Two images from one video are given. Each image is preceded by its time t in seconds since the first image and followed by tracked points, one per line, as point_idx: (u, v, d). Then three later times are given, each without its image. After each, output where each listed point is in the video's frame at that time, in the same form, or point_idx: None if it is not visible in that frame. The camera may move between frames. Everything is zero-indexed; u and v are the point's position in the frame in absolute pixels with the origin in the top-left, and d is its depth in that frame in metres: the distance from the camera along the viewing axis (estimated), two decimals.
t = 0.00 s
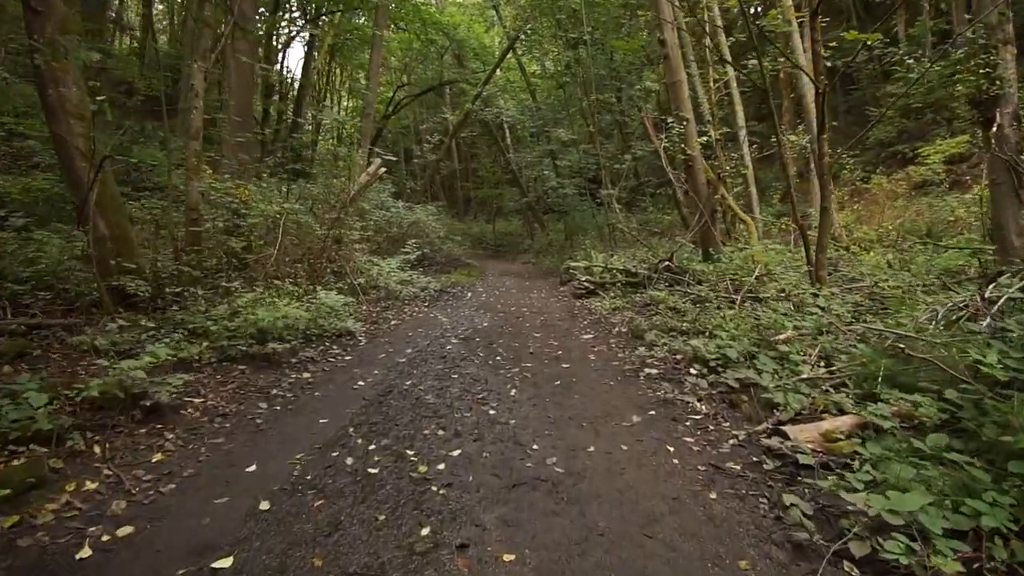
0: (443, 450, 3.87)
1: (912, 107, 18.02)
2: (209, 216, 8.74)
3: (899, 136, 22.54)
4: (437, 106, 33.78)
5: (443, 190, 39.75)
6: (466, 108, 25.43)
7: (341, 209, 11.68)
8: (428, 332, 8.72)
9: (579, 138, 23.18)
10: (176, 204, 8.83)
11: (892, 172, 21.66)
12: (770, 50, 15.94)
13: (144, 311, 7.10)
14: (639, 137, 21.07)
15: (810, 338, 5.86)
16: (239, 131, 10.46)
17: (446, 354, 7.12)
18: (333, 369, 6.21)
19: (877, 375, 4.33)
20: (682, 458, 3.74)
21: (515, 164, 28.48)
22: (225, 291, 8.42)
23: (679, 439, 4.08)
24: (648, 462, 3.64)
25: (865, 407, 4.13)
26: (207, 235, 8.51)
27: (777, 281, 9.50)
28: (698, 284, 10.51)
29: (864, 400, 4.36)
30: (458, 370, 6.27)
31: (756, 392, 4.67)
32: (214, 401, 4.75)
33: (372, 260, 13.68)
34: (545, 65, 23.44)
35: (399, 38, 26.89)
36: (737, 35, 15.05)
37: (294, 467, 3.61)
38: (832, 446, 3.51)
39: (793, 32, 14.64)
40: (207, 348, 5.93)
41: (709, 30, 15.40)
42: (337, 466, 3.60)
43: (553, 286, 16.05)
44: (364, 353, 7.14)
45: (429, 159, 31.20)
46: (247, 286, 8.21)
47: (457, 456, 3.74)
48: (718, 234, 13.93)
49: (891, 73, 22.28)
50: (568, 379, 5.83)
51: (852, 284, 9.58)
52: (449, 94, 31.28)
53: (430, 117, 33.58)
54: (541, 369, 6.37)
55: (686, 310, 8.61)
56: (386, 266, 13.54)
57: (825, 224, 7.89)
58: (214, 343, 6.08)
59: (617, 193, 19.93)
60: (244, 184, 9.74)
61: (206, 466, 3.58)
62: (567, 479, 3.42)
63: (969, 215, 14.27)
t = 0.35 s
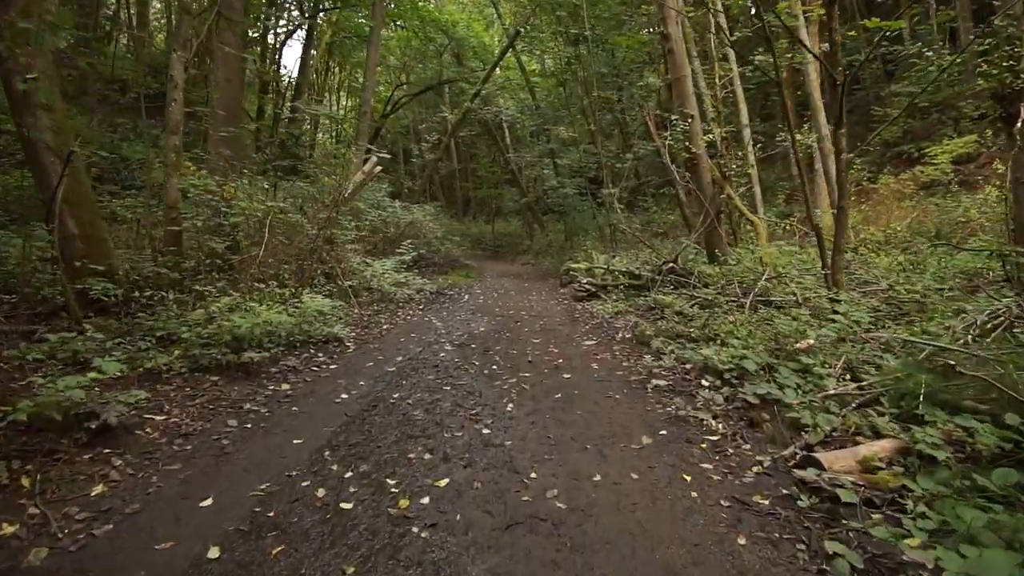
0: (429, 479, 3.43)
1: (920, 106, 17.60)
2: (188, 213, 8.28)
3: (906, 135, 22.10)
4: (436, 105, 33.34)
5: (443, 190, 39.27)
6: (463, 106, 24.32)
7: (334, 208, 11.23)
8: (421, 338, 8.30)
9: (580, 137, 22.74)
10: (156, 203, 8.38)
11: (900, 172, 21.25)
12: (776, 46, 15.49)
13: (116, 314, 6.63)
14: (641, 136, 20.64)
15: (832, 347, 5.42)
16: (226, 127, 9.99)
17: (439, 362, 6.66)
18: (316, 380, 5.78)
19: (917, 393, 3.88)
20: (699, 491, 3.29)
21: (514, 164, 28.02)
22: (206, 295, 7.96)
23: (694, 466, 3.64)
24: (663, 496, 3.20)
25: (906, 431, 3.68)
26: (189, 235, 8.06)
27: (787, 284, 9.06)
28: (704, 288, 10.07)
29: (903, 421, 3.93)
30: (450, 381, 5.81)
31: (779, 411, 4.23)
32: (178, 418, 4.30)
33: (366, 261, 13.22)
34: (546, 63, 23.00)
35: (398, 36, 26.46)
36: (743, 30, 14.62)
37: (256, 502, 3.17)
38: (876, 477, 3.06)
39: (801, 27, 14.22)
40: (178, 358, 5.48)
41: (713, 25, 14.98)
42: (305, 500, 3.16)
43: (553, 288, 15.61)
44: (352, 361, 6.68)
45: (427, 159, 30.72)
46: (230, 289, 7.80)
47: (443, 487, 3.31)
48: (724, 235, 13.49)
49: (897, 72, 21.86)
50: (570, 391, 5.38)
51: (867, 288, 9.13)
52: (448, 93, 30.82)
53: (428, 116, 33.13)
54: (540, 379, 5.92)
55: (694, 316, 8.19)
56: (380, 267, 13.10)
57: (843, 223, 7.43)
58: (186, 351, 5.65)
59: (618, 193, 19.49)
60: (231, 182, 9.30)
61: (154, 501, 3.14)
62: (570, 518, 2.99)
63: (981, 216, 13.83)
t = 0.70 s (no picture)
0: (412, 518, 2.97)
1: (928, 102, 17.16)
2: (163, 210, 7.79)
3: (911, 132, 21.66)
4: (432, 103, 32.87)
5: (440, 189, 38.72)
6: (461, 102, 24.29)
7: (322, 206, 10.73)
8: (412, 343, 7.85)
9: (579, 134, 22.31)
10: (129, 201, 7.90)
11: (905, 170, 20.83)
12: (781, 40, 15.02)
13: (80, 320, 6.15)
14: (641, 133, 20.20)
15: (859, 357, 4.94)
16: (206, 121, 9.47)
17: (430, 371, 6.18)
18: (294, 392, 5.29)
19: (972, 414, 3.39)
20: (727, 534, 2.83)
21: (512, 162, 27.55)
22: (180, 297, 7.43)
23: (719, 501, 3.16)
24: (684, 543, 2.76)
25: (961, 459, 3.20)
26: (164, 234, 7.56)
27: (799, 286, 8.59)
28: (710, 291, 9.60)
29: (956, 446, 3.46)
30: (442, 392, 5.33)
31: (809, 432, 3.76)
32: (130, 441, 3.83)
33: (358, 261, 12.71)
34: (544, 59, 22.57)
35: (393, 32, 25.92)
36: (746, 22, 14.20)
37: (204, 551, 2.71)
38: (939, 521, 2.64)
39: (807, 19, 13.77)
40: (141, 369, 5.00)
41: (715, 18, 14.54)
42: (263, 548, 2.71)
43: (551, 289, 15.13)
44: (337, 370, 6.20)
45: (423, 157, 30.24)
46: (208, 292, 7.32)
47: (426, 531, 2.85)
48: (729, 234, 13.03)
49: (902, 68, 21.40)
50: (572, 405, 4.90)
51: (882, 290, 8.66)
52: (445, 91, 30.37)
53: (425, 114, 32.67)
54: (538, 391, 5.44)
55: (703, 321, 7.73)
56: (373, 267, 12.59)
57: (862, 221, 6.93)
58: (150, 361, 5.17)
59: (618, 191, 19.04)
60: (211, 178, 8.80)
61: (83, 551, 2.68)
62: (576, 572, 2.55)
63: (992, 214, 13.38)
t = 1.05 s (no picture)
0: (389, 566, 2.52)
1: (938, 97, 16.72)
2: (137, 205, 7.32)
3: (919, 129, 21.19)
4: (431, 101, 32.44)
5: (439, 188, 38.23)
6: (459, 98, 23.86)
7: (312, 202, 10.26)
8: (404, 347, 7.36)
9: (580, 131, 21.88)
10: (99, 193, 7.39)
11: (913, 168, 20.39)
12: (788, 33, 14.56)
13: (41, 323, 5.68)
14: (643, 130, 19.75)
15: (896, 365, 4.45)
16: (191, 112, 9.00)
17: (422, 378, 5.70)
18: (270, 402, 4.80)
19: None
20: None
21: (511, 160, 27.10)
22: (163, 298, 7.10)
23: (755, 542, 2.69)
24: None
25: None
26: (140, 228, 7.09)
27: (816, 287, 8.10)
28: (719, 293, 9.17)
29: None
30: (433, 403, 4.86)
31: (853, 455, 3.27)
32: (72, 464, 3.35)
33: (352, 260, 12.23)
34: (544, 56, 22.17)
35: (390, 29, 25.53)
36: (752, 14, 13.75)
37: None
38: None
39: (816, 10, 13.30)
40: (99, 378, 4.53)
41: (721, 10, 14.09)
42: None
43: (551, 289, 14.66)
44: (320, 377, 5.72)
45: (421, 155, 29.78)
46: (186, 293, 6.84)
47: None
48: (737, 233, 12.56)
49: (909, 64, 20.95)
50: (577, 418, 4.44)
51: (903, 290, 8.18)
52: (443, 88, 29.94)
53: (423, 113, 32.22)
54: (539, 401, 4.95)
55: (715, 325, 7.26)
56: (367, 266, 12.12)
57: (888, 217, 6.47)
58: (109, 369, 4.69)
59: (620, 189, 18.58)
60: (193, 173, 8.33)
61: None
62: None
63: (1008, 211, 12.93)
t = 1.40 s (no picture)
0: None
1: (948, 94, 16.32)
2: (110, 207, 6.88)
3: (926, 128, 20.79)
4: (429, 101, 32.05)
5: (438, 189, 37.75)
6: (457, 98, 23.45)
7: (302, 203, 9.81)
8: (395, 355, 6.89)
9: (581, 131, 21.46)
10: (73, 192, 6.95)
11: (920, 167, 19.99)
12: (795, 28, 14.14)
13: None
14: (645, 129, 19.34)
15: (943, 380, 3.99)
16: (175, 108, 8.58)
17: (413, 392, 5.24)
18: (241, 421, 4.34)
19: None
20: None
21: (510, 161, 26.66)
22: (137, 304, 6.63)
23: None
24: None
25: None
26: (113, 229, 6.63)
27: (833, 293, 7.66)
28: (729, 298, 8.72)
29: None
30: (423, 422, 4.40)
31: (907, 496, 2.83)
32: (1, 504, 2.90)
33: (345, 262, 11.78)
34: (544, 55, 21.78)
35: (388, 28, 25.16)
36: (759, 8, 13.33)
37: None
38: None
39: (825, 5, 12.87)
40: (49, 398, 4.06)
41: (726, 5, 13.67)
42: None
43: (552, 292, 14.21)
44: (302, 391, 5.25)
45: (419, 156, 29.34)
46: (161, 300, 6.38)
47: None
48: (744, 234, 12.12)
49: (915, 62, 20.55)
50: (583, 441, 3.99)
51: (924, 295, 7.75)
52: (442, 88, 29.54)
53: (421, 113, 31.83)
54: (540, 420, 4.50)
55: (728, 333, 6.82)
56: (360, 268, 11.67)
57: (917, 218, 6.00)
58: (61, 388, 4.21)
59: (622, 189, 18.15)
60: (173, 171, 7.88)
61: None
62: None
63: None
